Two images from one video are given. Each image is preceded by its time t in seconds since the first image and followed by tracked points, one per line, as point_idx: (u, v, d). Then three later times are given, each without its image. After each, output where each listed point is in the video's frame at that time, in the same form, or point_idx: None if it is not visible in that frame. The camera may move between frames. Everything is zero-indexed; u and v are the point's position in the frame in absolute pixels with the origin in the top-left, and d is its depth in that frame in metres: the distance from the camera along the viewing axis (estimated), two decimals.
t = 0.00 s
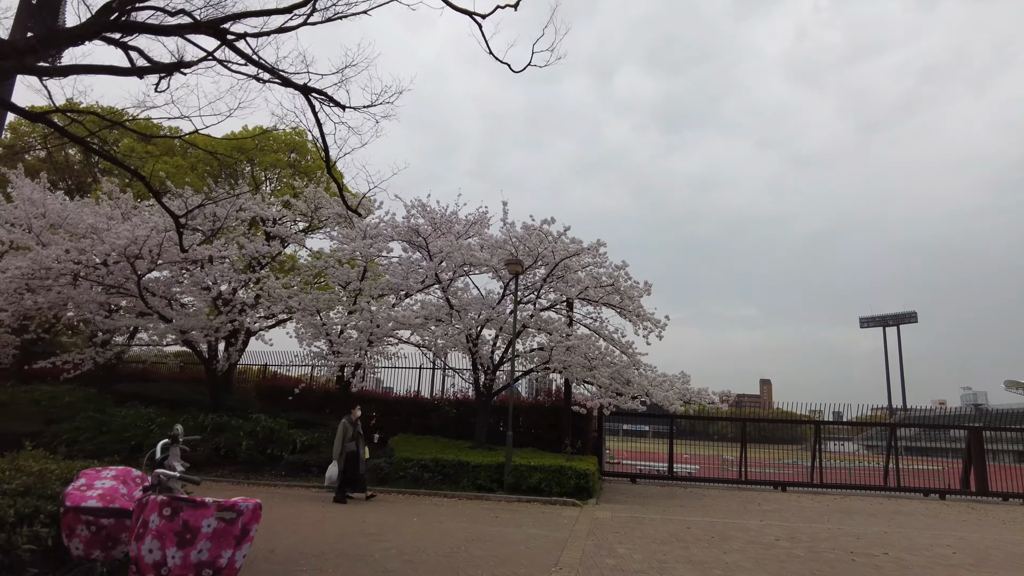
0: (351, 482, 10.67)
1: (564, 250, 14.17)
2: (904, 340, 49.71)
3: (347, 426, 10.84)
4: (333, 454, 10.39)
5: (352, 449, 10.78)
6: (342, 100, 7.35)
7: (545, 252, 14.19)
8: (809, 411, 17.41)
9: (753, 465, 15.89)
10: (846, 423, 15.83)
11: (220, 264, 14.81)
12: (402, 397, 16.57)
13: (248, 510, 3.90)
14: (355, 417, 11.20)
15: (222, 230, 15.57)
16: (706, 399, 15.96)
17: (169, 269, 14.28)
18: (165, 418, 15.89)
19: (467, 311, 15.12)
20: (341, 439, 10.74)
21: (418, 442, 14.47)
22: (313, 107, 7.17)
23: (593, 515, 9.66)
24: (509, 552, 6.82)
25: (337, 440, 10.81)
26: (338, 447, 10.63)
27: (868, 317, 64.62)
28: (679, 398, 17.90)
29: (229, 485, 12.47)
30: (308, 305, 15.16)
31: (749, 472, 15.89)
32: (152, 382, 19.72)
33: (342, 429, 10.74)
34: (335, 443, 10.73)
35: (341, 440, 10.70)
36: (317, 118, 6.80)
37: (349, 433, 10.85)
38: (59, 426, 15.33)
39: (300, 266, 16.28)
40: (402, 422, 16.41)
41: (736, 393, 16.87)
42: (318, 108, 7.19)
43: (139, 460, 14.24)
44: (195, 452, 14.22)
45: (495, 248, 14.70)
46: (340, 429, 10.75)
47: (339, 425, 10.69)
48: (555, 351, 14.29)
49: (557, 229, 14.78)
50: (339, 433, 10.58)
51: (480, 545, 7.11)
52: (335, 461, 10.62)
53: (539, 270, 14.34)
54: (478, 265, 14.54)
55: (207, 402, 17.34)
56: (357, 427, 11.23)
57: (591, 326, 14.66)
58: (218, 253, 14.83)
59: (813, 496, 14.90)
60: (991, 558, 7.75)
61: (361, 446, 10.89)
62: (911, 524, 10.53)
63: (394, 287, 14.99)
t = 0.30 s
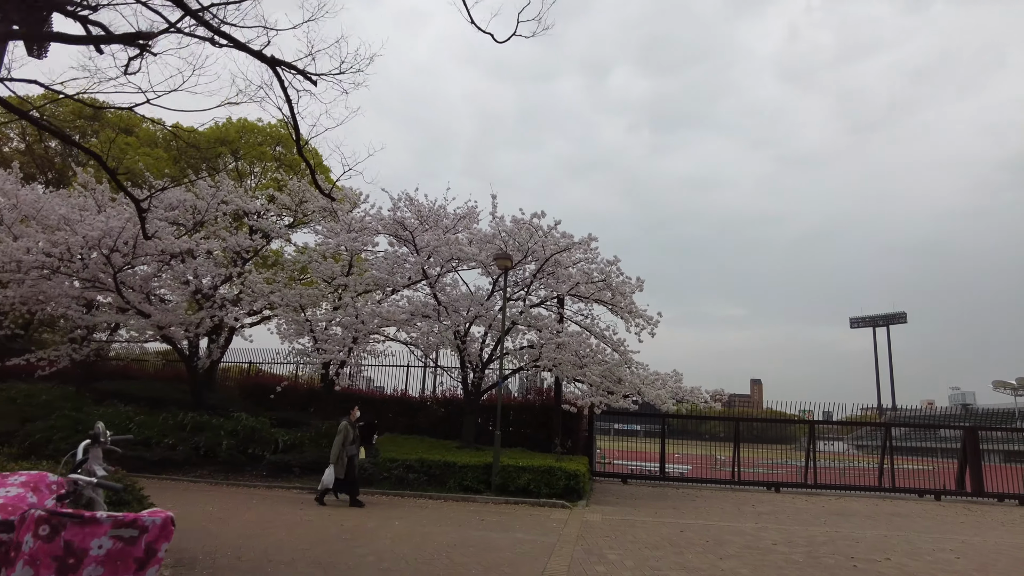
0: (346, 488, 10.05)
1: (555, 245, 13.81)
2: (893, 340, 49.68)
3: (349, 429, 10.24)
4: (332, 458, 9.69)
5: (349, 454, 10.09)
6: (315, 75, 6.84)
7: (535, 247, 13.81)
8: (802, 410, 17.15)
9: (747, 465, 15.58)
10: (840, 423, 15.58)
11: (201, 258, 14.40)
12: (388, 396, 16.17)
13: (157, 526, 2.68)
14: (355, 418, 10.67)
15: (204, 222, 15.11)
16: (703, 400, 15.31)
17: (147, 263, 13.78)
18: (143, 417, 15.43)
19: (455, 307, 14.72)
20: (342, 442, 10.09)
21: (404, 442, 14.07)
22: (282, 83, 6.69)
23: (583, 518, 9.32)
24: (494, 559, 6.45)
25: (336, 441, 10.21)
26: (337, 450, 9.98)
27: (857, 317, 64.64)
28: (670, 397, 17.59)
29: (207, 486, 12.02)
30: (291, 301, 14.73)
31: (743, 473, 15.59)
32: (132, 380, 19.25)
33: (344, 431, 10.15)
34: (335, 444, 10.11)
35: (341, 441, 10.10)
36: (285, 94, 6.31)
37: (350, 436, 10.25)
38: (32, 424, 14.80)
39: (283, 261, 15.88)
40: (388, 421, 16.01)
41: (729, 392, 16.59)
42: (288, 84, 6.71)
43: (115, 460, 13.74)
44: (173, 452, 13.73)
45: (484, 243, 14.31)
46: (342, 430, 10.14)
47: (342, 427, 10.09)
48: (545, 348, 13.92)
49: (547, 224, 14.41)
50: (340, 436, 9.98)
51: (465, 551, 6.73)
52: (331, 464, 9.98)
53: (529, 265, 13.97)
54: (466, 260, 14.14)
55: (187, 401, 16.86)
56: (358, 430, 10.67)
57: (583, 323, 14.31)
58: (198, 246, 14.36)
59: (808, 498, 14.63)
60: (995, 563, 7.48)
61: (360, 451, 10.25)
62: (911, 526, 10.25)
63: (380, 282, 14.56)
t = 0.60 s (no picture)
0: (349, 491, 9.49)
1: (549, 240, 13.45)
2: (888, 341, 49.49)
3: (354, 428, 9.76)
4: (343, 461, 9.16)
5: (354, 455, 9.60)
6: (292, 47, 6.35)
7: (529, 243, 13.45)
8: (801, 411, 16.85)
9: (743, 466, 15.28)
10: (839, 424, 15.29)
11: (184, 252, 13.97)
12: (377, 395, 15.79)
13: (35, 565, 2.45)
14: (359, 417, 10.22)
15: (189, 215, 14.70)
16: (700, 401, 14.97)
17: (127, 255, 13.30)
18: (125, 415, 14.99)
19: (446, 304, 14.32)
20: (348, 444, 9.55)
21: (393, 443, 13.68)
22: (258, 57, 6.21)
23: (577, 524, 8.96)
24: (484, 569, 6.08)
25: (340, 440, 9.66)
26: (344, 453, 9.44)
27: (851, 318, 64.50)
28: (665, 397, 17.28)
29: (186, 488, 11.57)
30: (278, 296, 14.31)
31: (739, 475, 15.30)
32: (115, 378, 18.78)
33: (351, 429, 9.65)
34: (340, 444, 9.58)
35: (348, 440, 9.59)
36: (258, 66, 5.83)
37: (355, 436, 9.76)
38: (7, 422, 14.28)
39: (270, 256, 15.45)
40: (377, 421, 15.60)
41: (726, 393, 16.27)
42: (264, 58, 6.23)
43: (93, 460, 13.25)
44: (154, 452, 13.26)
45: (477, 238, 13.94)
46: (348, 429, 9.65)
47: (349, 425, 9.61)
48: (539, 346, 13.54)
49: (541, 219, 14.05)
50: (348, 434, 9.49)
51: (454, 560, 6.36)
52: (337, 467, 9.42)
53: (522, 261, 13.60)
54: (458, 256, 13.77)
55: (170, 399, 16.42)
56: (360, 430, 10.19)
57: (577, 321, 13.94)
58: (181, 238, 13.94)
59: (806, 501, 14.34)
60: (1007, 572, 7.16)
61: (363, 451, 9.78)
62: (915, 532, 9.93)
63: (369, 277, 14.16)
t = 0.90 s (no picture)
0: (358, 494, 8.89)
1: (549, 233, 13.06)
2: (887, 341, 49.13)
3: (363, 428, 9.11)
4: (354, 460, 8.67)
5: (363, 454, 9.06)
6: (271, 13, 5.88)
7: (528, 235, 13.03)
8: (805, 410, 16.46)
9: (747, 466, 14.92)
10: (846, 423, 14.85)
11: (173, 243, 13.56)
12: (372, 392, 15.42)
13: None
14: (367, 416, 9.62)
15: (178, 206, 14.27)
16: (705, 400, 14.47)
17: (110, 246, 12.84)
18: (113, 411, 14.61)
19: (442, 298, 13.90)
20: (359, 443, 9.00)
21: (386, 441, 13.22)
22: (234, 20, 5.78)
23: (577, 525, 8.58)
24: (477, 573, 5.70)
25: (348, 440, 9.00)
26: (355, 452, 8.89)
27: (850, 318, 64.28)
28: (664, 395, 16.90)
29: (172, 487, 11.15)
30: (269, 289, 13.93)
31: (742, 476, 14.97)
32: (105, 374, 18.42)
33: (361, 429, 9.00)
34: (349, 444, 8.93)
35: (357, 441, 8.94)
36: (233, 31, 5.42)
37: (364, 436, 9.12)
38: None
39: (262, 248, 15.06)
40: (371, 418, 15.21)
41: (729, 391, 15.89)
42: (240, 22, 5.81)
43: (78, 458, 12.82)
44: (140, 450, 12.83)
45: (474, 230, 13.54)
46: (357, 428, 8.99)
47: (358, 425, 8.95)
48: (538, 342, 13.13)
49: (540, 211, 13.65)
50: (357, 435, 8.84)
51: (445, 564, 5.97)
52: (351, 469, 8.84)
53: (521, 254, 13.21)
54: (455, 248, 13.36)
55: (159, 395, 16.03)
56: (368, 427, 9.62)
57: (577, 316, 13.55)
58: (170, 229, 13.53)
59: (810, 502, 13.98)
60: None
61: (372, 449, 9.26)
62: (929, 535, 9.54)
63: (363, 271, 13.74)
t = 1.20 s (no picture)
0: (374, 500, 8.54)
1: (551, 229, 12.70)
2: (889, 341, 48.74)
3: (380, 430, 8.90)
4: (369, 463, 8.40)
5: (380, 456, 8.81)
6: None
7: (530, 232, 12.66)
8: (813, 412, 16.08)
9: (753, 468, 14.58)
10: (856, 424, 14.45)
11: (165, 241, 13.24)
12: (370, 393, 15.07)
13: None
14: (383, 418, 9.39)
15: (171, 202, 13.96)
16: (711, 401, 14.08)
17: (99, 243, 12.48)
18: (104, 412, 14.26)
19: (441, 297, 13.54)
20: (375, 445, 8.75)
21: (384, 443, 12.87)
22: None
23: (582, 533, 8.22)
24: None
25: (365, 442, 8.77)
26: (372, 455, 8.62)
27: (851, 319, 63.91)
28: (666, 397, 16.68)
29: (161, 491, 10.79)
30: (263, 288, 13.57)
31: (749, 478, 14.64)
32: (98, 375, 18.07)
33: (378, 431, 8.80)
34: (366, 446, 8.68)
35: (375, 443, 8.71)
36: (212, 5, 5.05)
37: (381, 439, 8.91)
38: None
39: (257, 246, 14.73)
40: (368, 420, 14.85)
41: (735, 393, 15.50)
42: None
43: (66, 462, 12.46)
44: (131, 453, 12.48)
45: (474, 227, 13.18)
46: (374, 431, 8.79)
47: (376, 426, 8.75)
48: (540, 342, 12.76)
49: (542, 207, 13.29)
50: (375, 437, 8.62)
51: None
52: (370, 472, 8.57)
53: (522, 251, 12.85)
54: (454, 245, 13.00)
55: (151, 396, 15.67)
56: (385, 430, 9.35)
57: (580, 315, 13.18)
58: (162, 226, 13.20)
59: (820, 506, 13.61)
60: None
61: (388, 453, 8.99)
62: (948, 542, 9.15)
63: (360, 269, 13.38)
